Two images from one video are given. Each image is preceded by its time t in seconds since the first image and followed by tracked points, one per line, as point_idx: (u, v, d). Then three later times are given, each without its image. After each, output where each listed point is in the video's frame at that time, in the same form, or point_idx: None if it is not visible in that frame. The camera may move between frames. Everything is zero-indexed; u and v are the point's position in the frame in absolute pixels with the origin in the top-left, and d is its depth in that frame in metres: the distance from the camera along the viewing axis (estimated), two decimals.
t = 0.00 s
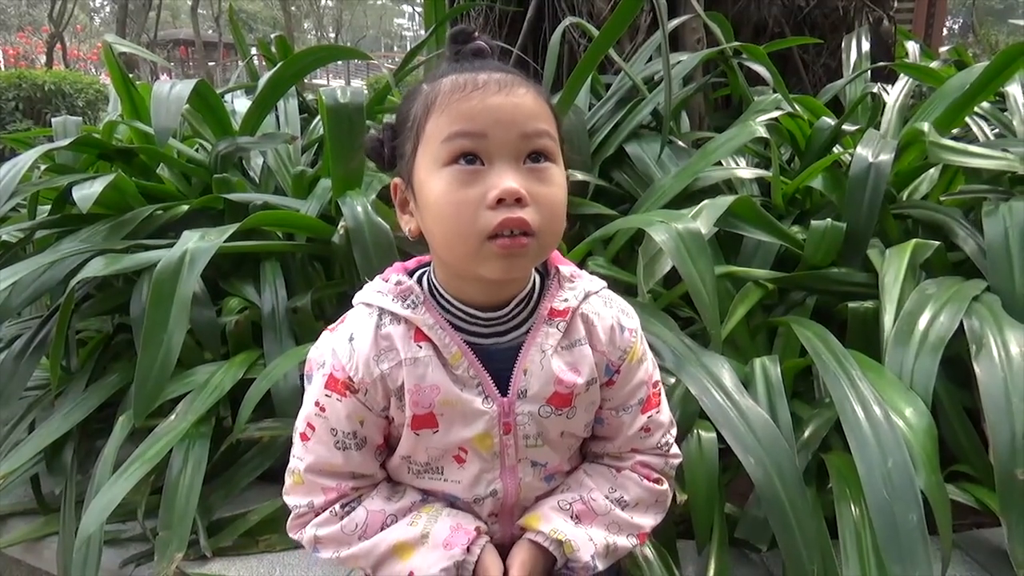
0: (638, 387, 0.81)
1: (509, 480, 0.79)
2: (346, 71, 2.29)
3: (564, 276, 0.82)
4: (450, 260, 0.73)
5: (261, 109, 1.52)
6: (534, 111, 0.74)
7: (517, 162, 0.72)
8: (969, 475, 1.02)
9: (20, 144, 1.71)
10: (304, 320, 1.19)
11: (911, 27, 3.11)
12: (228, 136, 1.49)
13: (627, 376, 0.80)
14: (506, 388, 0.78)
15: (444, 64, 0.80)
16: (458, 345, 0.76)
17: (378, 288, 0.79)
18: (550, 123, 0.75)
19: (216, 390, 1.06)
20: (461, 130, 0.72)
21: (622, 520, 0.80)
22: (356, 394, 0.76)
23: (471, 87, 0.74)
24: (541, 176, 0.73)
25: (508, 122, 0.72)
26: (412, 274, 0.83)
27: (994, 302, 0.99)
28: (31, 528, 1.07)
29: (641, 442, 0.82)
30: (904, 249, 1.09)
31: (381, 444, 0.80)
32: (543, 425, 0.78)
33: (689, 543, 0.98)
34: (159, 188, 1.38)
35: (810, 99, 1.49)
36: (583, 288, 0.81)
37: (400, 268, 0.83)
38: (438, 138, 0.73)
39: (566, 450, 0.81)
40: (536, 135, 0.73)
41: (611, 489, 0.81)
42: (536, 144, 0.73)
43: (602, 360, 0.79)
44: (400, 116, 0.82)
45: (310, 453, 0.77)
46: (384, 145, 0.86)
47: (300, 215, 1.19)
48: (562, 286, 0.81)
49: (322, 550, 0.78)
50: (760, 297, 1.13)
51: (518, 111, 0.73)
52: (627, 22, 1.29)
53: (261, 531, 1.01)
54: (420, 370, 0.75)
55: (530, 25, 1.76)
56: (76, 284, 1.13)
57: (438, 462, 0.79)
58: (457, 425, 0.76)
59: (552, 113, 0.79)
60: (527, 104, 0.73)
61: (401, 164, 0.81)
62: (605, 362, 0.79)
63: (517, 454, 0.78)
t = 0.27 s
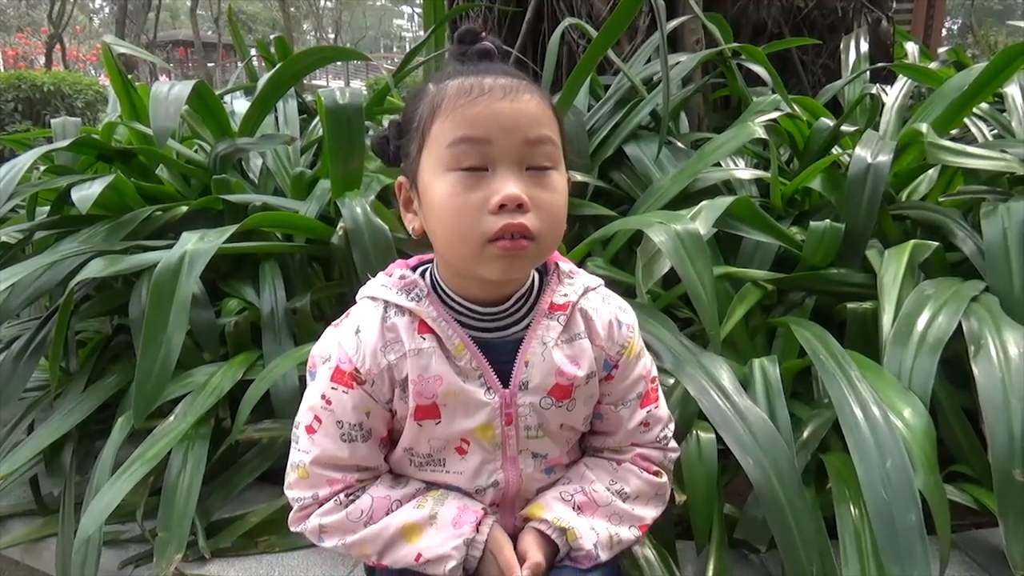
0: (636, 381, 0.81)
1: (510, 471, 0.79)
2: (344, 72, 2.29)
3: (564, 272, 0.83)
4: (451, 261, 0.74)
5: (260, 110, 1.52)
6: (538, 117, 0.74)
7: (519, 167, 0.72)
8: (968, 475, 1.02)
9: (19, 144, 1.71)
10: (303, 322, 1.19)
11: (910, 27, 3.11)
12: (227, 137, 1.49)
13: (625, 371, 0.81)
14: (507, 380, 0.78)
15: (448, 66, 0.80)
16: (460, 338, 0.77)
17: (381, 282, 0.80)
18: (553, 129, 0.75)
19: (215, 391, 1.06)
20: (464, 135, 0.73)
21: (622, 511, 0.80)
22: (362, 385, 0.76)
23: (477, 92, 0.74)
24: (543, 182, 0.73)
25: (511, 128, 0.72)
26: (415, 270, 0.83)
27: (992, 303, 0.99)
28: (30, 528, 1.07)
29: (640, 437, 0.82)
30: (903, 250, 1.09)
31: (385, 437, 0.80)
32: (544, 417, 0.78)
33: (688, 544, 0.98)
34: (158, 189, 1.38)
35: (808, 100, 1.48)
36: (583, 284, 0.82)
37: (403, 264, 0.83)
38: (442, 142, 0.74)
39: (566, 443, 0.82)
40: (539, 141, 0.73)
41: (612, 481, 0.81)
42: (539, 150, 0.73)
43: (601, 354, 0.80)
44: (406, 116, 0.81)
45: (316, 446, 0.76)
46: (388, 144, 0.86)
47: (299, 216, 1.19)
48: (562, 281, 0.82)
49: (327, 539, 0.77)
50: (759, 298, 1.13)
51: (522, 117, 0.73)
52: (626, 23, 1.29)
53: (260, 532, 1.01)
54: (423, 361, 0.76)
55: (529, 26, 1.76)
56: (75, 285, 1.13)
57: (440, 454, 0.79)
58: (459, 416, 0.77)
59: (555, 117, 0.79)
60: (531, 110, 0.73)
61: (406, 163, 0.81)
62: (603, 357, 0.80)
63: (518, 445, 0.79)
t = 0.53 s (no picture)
0: (634, 380, 0.81)
1: (509, 467, 0.79)
2: (344, 72, 2.29)
3: (564, 269, 0.83)
4: (452, 259, 0.74)
5: (260, 110, 1.52)
6: (540, 116, 0.74)
7: (520, 166, 0.72)
8: (967, 475, 1.02)
9: (18, 145, 1.70)
10: (302, 322, 1.19)
11: (909, 28, 3.11)
12: (226, 137, 1.49)
13: (623, 369, 0.81)
14: (507, 376, 0.78)
15: (449, 66, 0.80)
16: (461, 333, 0.77)
17: (384, 278, 0.80)
18: (554, 128, 0.75)
19: (214, 392, 1.06)
20: (466, 133, 0.73)
21: (619, 511, 0.80)
22: (364, 379, 0.76)
23: (478, 91, 0.74)
24: (544, 181, 0.73)
25: (512, 127, 0.72)
26: (418, 266, 0.83)
27: (991, 303, 0.99)
28: (29, 529, 1.07)
29: (638, 436, 0.82)
30: (902, 250, 1.09)
31: (387, 431, 0.80)
32: (543, 413, 0.78)
33: (687, 544, 0.98)
34: (157, 189, 1.38)
35: (807, 100, 1.49)
36: (582, 281, 0.82)
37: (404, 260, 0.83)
38: (444, 140, 0.74)
39: (565, 440, 0.82)
40: (540, 140, 0.73)
41: (609, 481, 0.81)
42: (540, 149, 0.73)
43: (600, 351, 0.80)
44: (408, 114, 0.81)
45: (319, 440, 0.77)
46: (391, 142, 0.85)
47: (298, 216, 1.19)
48: (562, 278, 0.82)
49: (328, 533, 0.77)
50: (758, 298, 1.13)
51: (523, 116, 0.73)
52: (626, 23, 1.29)
53: (259, 532, 1.01)
54: (423, 356, 0.76)
55: (529, 26, 1.76)
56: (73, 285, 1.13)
57: (439, 449, 0.79)
58: (458, 411, 0.77)
59: (556, 116, 0.78)
60: (533, 109, 0.73)
61: (409, 161, 0.81)
62: (602, 354, 0.80)
63: (517, 441, 0.79)
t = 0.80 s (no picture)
0: (633, 384, 0.81)
1: (506, 469, 0.79)
2: (343, 72, 2.29)
3: (565, 270, 0.82)
4: (452, 258, 0.74)
5: (259, 110, 1.52)
6: (540, 116, 0.74)
7: (519, 165, 0.72)
8: (967, 475, 1.02)
9: (17, 145, 1.70)
10: (302, 322, 1.19)
11: (907, 28, 3.11)
12: (226, 137, 1.49)
13: (622, 372, 0.80)
14: (505, 377, 0.78)
15: (451, 66, 0.80)
16: (458, 333, 0.77)
17: (383, 277, 0.80)
18: (554, 127, 0.75)
19: (213, 392, 1.05)
20: (466, 133, 0.73)
21: (614, 517, 0.80)
22: (359, 378, 0.76)
23: (478, 90, 0.73)
24: (543, 180, 0.73)
25: (512, 126, 0.72)
26: (418, 266, 0.83)
27: (991, 304, 0.99)
28: (28, 529, 1.07)
29: (635, 440, 0.82)
30: (901, 251, 1.09)
31: (384, 430, 0.80)
32: (541, 415, 0.78)
33: (687, 544, 0.98)
34: (156, 189, 1.38)
35: (807, 100, 1.49)
36: (584, 283, 0.81)
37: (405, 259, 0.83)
38: (444, 139, 0.74)
39: (562, 442, 0.81)
40: (539, 139, 0.73)
41: (605, 486, 0.81)
42: (540, 148, 0.73)
43: (599, 354, 0.79)
44: (408, 114, 0.81)
45: (316, 438, 0.77)
46: (391, 144, 0.85)
47: (298, 216, 1.19)
48: (562, 280, 0.81)
49: (324, 533, 0.78)
50: (758, 298, 1.13)
51: (523, 115, 0.73)
52: (625, 24, 1.29)
53: (258, 532, 1.01)
54: (421, 356, 0.76)
55: (528, 27, 1.76)
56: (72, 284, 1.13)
57: (436, 451, 0.79)
58: (455, 412, 0.77)
59: (557, 116, 0.78)
60: (532, 108, 0.73)
61: (409, 161, 0.81)
62: (601, 357, 0.80)
63: (514, 443, 0.78)
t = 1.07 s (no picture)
0: (634, 391, 0.80)
1: (505, 474, 0.79)
2: (343, 72, 2.29)
3: (568, 275, 0.82)
4: (452, 261, 0.73)
5: (259, 109, 1.52)
6: (539, 116, 0.74)
7: (519, 166, 0.72)
8: (968, 475, 1.02)
9: (16, 144, 1.70)
10: (302, 321, 1.19)
11: (907, 28, 3.11)
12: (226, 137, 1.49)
13: (623, 380, 0.80)
14: (505, 383, 0.78)
15: (451, 66, 0.80)
16: (459, 339, 0.77)
17: (383, 280, 0.79)
18: (554, 128, 0.75)
19: (213, 391, 1.05)
20: (465, 134, 0.72)
21: (614, 521, 0.80)
22: (358, 383, 0.76)
23: (477, 90, 0.73)
24: (543, 181, 0.73)
25: (511, 127, 0.72)
26: (418, 268, 0.83)
27: (992, 303, 0.99)
28: (28, 529, 1.07)
29: (636, 446, 0.81)
30: (902, 250, 1.09)
31: (383, 434, 0.80)
32: (541, 421, 0.78)
33: (688, 544, 0.97)
34: (156, 189, 1.38)
35: (808, 100, 1.48)
36: (586, 289, 0.81)
37: (406, 262, 0.83)
38: (443, 141, 0.73)
39: (562, 447, 0.81)
40: (539, 140, 0.73)
41: (605, 491, 0.81)
42: (539, 149, 0.73)
43: (600, 361, 0.79)
44: (408, 115, 0.81)
45: (312, 439, 0.77)
46: (391, 147, 0.84)
47: (298, 215, 1.19)
48: (565, 285, 0.81)
49: (321, 532, 0.78)
50: (758, 297, 1.13)
51: (523, 116, 0.73)
52: (626, 23, 1.29)
53: (258, 532, 1.01)
54: (420, 361, 0.76)
55: (528, 26, 1.76)
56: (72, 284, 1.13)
57: (436, 454, 0.79)
58: (455, 417, 0.76)
59: (557, 116, 0.78)
60: (532, 108, 0.73)
61: (408, 163, 0.81)
62: (602, 364, 0.79)
63: (514, 448, 0.78)
